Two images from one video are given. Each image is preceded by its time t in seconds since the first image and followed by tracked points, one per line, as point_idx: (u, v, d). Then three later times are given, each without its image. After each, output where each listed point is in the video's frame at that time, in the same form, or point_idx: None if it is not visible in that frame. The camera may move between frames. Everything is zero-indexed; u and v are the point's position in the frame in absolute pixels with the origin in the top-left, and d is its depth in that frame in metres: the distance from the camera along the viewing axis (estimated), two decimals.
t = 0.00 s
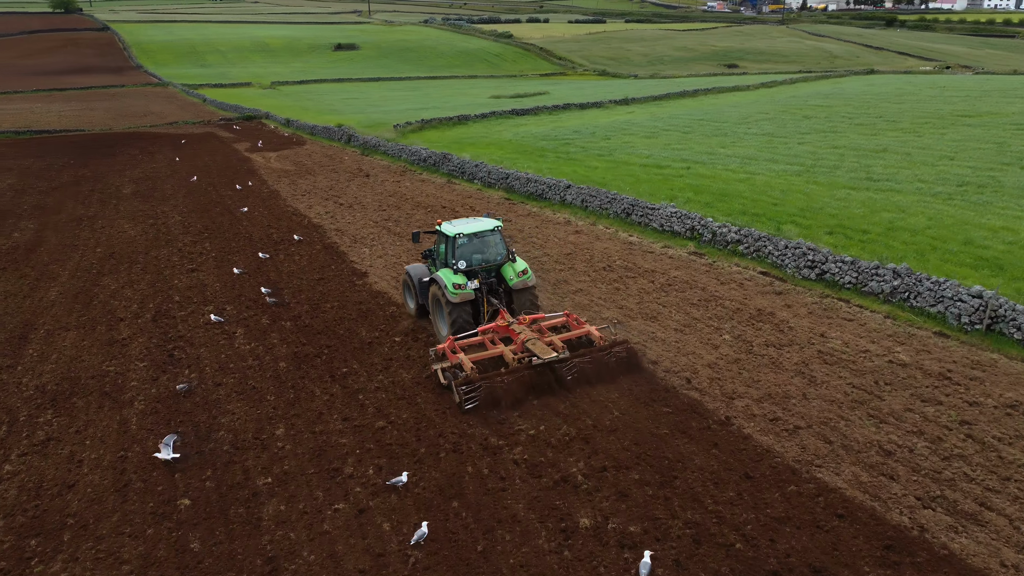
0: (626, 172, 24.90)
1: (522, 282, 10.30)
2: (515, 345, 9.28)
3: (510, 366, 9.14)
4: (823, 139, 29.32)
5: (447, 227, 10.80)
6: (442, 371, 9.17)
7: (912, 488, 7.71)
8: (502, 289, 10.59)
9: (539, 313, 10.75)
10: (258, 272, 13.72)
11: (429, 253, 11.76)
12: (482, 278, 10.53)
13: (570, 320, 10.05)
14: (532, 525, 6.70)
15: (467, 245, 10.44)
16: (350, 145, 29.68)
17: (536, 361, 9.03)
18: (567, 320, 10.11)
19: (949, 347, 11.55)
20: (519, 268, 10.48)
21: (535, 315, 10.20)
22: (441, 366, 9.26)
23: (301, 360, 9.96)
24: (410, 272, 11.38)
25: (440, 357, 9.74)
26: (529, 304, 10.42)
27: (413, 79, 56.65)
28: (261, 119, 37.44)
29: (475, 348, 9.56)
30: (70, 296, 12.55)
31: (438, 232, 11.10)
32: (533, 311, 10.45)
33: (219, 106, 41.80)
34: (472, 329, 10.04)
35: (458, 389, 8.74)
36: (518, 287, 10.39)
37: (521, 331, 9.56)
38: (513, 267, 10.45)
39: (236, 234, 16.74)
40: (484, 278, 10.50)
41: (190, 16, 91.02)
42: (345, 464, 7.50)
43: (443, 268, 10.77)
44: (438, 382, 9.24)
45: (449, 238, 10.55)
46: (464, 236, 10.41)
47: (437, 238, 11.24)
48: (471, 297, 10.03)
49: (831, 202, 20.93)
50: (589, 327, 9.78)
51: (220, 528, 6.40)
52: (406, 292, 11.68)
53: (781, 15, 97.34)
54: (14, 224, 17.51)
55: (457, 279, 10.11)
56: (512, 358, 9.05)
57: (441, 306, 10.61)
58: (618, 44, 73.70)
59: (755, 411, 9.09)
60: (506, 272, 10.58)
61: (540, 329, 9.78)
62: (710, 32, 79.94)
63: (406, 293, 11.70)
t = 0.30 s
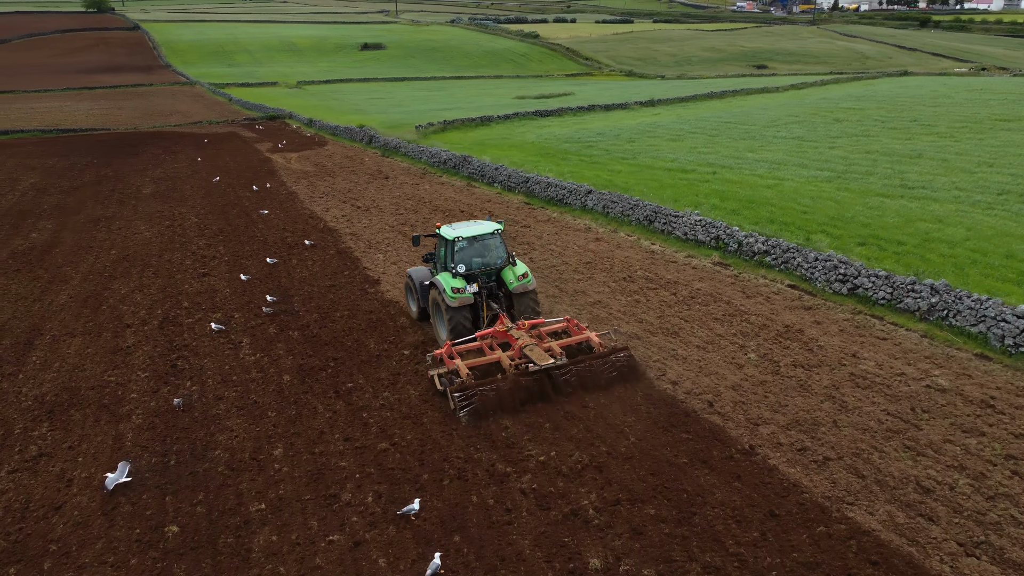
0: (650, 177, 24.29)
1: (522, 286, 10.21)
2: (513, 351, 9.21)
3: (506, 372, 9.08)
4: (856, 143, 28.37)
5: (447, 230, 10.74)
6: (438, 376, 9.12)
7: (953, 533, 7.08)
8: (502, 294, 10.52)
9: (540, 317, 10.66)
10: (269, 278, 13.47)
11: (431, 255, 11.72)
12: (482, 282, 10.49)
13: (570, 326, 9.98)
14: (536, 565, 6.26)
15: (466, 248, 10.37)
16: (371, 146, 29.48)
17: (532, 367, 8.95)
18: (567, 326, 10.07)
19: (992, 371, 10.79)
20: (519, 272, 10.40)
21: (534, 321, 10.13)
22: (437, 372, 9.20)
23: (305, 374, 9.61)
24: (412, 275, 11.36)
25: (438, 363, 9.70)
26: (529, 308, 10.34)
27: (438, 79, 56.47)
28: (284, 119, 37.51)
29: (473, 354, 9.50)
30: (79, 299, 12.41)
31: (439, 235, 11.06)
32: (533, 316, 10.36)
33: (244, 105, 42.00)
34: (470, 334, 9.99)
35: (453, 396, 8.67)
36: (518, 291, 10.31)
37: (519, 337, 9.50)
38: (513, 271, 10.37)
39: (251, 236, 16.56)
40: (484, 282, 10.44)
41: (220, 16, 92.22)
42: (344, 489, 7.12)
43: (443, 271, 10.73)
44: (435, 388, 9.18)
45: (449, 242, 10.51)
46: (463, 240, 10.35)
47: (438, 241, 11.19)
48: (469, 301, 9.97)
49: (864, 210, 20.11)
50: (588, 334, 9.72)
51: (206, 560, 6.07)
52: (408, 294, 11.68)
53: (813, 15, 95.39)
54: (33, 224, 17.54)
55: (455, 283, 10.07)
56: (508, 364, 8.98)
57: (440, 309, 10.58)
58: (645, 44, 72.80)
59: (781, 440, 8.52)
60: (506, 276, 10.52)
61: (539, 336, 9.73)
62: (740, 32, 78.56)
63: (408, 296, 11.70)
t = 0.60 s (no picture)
0: (675, 181, 23.65)
1: (524, 290, 10.03)
2: (511, 356, 9.03)
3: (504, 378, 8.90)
4: (890, 148, 27.38)
5: (450, 233, 10.63)
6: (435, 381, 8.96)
7: None
8: (504, 298, 10.34)
9: (542, 324, 10.46)
10: (280, 284, 13.20)
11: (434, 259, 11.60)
12: (483, 286, 10.33)
13: (571, 332, 9.79)
14: None
15: (468, 252, 10.24)
16: (392, 147, 29.26)
17: (531, 374, 8.77)
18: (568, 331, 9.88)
19: None
20: (522, 277, 10.23)
21: (535, 326, 9.95)
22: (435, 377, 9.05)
23: (309, 387, 9.26)
24: (415, 278, 11.23)
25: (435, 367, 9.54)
26: (531, 313, 10.16)
27: (462, 79, 56.20)
28: (307, 119, 37.53)
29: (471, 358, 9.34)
30: (89, 303, 12.25)
31: (441, 238, 10.94)
32: (535, 321, 10.18)
33: (269, 105, 42.16)
34: (470, 338, 9.81)
35: (449, 402, 8.51)
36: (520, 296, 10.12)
37: (518, 342, 9.32)
38: (515, 276, 10.21)
39: (265, 239, 16.36)
40: (486, 286, 10.27)
41: (250, 15, 93.23)
42: (340, 518, 6.72)
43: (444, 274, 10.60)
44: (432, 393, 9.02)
45: (451, 245, 10.39)
46: (465, 243, 10.22)
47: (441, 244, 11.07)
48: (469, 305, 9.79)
49: (899, 219, 19.26)
50: (589, 339, 9.52)
51: None
52: (410, 297, 11.55)
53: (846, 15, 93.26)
54: (51, 224, 17.54)
55: (456, 286, 9.91)
56: (507, 369, 8.80)
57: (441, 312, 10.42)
58: (673, 45, 71.76)
59: (810, 473, 7.93)
60: (508, 281, 10.34)
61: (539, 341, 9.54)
62: (771, 32, 77.01)
63: (410, 298, 11.57)
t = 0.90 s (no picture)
0: (700, 186, 22.97)
1: (526, 294, 9.99)
2: (510, 362, 8.93)
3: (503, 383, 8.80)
4: (927, 153, 26.34)
5: (452, 235, 10.64)
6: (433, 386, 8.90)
7: None
8: (506, 302, 10.29)
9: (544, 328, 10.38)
10: (291, 290, 12.91)
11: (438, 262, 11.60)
12: (485, 289, 10.28)
13: (573, 337, 9.67)
14: None
15: (470, 255, 10.24)
16: (413, 148, 28.99)
17: (530, 379, 8.66)
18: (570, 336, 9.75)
19: None
20: (524, 280, 10.19)
21: (537, 330, 9.84)
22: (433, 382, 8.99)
23: (312, 403, 8.89)
24: (419, 280, 11.22)
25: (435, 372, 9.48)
26: (533, 317, 10.10)
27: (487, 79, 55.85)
28: (330, 119, 37.48)
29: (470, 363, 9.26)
30: (98, 308, 12.07)
31: (444, 241, 10.96)
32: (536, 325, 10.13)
33: (293, 104, 42.24)
34: (471, 341, 9.78)
35: (446, 408, 8.44)
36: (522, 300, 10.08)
37: (518, 347, 9.21)
38: (518, 279, 10.19)
39: (279, 242, 16.13)
40: (488, 289, 10.25)
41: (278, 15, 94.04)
42: (332, 552, 6.32)
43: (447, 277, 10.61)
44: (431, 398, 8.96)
45: (453, 248, 10.40)
46: (467, 246, 10.22)
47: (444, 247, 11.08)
48: (470, 308, 9.80)
49: (937, 229, 18.38)
50: (590, 344, 9.38)
51: None
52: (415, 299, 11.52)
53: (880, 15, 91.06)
54: (69, 224, 17.53)
55: (457, 289, 9.92)
56: (505, 375, 8.71)
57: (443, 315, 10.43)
58: (701, 45, 70.61)
59: (841, 511, 7.35)
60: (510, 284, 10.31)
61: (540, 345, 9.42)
62: (803, 32, 75.37)
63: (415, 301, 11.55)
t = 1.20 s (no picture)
0: (727, 192, 22.28)
1: (530, 298, 9.78)
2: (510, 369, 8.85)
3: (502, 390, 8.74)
4: (966, 159, 25.26)
5: (457, 239, 10.46)
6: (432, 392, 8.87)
7: None
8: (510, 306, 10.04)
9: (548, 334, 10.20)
10: (301, 297, 12.63)
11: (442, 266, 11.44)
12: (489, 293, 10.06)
13: (575, 343, 9.52)
14: None
15: (474, 258, 10.04)
16: (435, 150, 28.70)
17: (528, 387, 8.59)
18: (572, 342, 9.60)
19: None
20: (528, 285, 9.97)
21: (539, 335, 9.71)
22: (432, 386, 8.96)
23: (314, 420, 8.54)
24: (423, 284, 11.13)
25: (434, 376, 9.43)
26: (537, 322, 9.91)
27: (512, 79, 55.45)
28: (354, 119, 37.39)
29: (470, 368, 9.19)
30: (106, 313, 11.89)
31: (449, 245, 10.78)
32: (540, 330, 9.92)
33: (318, 104, 42.28)
34: (473, 346, 9.62)
35: (444, 414, 8.42)
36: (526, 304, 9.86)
37: (519, 352, 9.10)
38: (522, 284, 9.97)
39: (293, 246, 15.90)
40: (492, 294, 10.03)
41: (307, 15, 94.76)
42: None
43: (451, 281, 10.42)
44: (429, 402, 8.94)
45: (457, 251, 10.21)
46: (472, 249, 10.03)
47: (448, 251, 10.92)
48: (473, 312, 9.60)
49: (977, 241, 17.48)
50: (591, 351, 9.24)
51: None
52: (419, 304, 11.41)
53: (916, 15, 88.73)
54: (88, 224, 17.53)
55: (461, 292, 9.74)
56: (505, 383, 8.64)
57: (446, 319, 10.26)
58: (731, 45, 69.38)
59: (874, 557, 6.78)
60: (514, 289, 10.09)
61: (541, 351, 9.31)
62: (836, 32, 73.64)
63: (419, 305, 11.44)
